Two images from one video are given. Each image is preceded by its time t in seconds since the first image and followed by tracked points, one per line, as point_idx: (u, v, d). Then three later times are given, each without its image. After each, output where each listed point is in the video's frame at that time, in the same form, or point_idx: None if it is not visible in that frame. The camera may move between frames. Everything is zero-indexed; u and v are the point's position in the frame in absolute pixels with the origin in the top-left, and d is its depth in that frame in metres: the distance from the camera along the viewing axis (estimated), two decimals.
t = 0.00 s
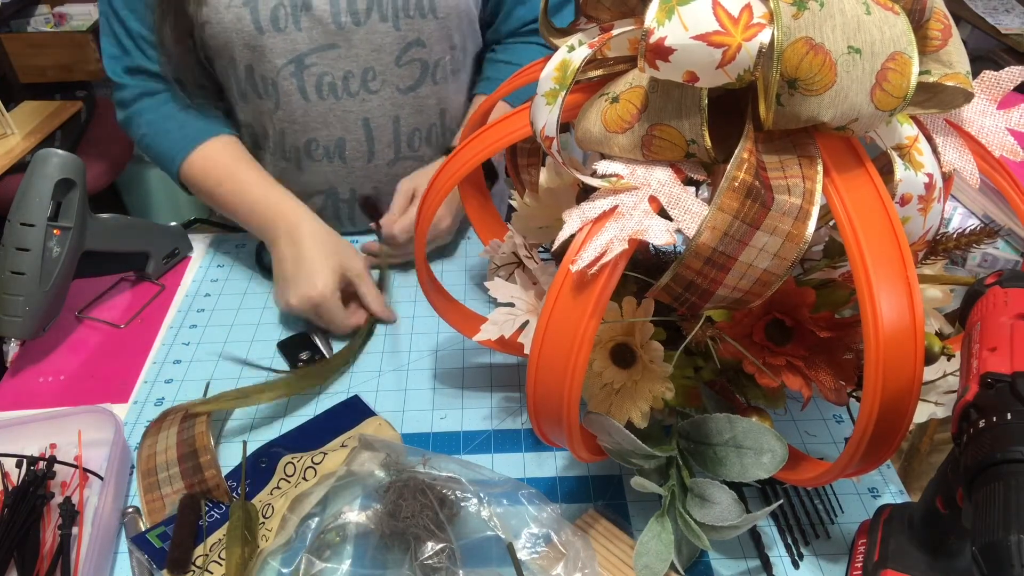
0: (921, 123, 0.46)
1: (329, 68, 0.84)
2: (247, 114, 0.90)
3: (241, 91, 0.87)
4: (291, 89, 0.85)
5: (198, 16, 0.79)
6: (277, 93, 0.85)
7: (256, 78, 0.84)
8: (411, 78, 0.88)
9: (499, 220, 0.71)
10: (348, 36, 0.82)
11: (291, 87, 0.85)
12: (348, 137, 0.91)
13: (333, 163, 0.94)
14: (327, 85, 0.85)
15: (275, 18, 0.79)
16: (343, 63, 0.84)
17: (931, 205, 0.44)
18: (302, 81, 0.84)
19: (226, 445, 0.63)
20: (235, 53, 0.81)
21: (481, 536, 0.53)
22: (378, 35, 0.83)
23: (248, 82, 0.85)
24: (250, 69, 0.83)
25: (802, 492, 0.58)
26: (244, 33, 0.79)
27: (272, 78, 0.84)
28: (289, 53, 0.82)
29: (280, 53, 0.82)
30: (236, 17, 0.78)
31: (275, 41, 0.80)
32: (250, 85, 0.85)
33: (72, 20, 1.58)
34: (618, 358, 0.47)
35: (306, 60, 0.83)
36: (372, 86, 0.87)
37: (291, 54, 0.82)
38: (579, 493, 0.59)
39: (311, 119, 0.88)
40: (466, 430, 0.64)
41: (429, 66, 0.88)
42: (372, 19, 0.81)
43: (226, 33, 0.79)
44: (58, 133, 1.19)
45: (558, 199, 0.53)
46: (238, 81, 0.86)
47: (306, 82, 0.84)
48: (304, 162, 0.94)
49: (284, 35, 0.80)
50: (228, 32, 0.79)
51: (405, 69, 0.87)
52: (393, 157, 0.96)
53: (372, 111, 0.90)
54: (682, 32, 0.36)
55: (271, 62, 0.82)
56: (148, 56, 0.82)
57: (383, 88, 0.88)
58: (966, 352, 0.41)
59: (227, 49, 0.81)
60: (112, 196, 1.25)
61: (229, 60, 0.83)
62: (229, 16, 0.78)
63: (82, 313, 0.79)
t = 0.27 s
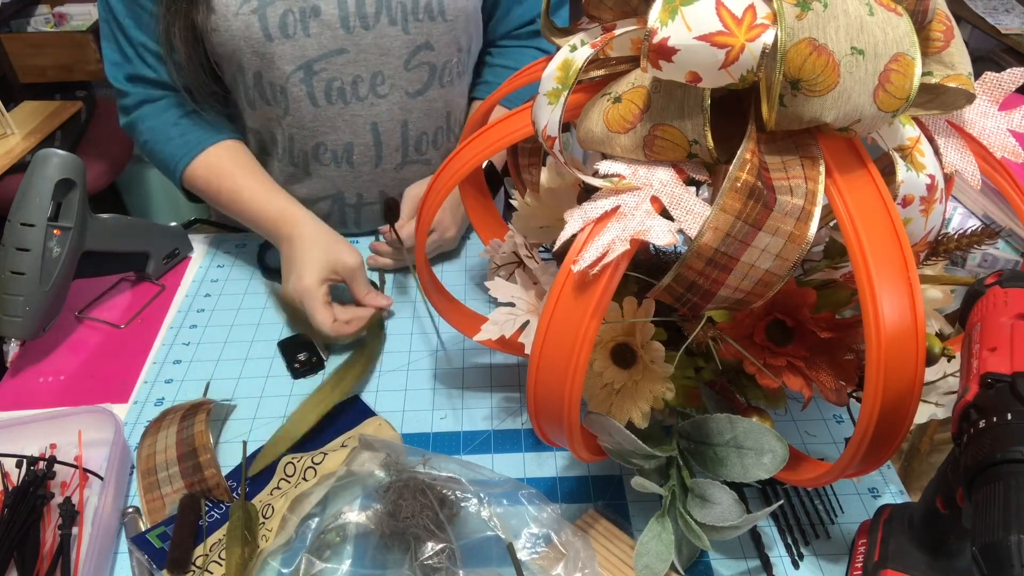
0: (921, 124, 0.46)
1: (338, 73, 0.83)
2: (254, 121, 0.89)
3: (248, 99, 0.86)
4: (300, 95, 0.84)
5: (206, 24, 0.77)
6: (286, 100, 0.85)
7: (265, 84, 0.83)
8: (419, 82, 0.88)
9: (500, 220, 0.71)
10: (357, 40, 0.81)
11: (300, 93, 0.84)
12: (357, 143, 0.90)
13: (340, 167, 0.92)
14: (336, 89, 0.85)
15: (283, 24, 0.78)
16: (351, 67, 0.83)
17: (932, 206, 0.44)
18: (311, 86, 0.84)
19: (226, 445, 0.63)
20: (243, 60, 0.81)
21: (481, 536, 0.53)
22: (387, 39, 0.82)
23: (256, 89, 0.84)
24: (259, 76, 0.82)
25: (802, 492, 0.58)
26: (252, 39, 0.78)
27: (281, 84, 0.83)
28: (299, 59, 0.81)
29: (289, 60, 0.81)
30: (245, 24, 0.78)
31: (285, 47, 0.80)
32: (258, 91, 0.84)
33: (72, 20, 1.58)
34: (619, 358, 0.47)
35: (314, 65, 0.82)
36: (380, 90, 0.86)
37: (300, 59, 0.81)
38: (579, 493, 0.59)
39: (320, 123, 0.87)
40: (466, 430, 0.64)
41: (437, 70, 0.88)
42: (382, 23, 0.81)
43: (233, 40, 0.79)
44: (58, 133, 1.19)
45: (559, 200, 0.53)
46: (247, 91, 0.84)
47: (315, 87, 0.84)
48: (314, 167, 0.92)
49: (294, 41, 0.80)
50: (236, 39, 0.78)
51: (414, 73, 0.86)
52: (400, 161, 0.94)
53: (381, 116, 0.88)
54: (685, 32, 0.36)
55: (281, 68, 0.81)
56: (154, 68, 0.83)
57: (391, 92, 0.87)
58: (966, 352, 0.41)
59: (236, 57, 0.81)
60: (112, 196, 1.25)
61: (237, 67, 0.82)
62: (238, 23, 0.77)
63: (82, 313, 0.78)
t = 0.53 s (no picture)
0: (921, 123, 0.46)
1: (330, 67, 0.78)
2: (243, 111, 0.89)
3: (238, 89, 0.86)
4: (292, 90, 0.79)
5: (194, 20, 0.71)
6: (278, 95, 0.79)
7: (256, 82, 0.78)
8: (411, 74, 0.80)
9: (500, 220, 0.71)
10: (347, 33, 0.76)
11: (292, 89, 0.79)
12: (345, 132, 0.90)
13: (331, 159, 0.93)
14: (329, 84, 0.79)
15: (273, 18, 0.75)
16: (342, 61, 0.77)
17: (932, 206, 0.44)
18: (304, 81, 0.79)
19: (226, 445, 0.63)
20: (234, 55, 0.75)
21: (481, 536, 0.53)
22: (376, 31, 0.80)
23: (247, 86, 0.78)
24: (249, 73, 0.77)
25: (802, 492, 0.58)
26: (243, 34, 0.74)
27: (273, 79, 0.78)
28: (289, 53, 0.78)
29: (280, 53, 0.77)
30: (235, 20, 0.73)
31: (276, 41, 0.76)
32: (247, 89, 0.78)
33: (72, 20, 1.58)
34: (619, 358, 0.47)
35: (305, 59, 0.78)
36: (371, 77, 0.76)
37: (291, 54, 0.78)
38: (579, 493, 0.59)
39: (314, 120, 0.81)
40: (466, 431, 0.64)
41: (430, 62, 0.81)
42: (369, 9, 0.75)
43: (225, 36, 0.74)
44: (58, 134, 1.19)
45: (559, 199, 0.53)
46: (238, 83, 0.78)
47: (307, 82, 0.79)
48: (308, 164, 0.82)
49: (284, 35, 0.77)
50: (228, 35, 0.74)
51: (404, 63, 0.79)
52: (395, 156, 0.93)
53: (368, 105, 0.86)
54: (684, 32, 0.36)
55: (272, 63, 0.77)
56: (138, 61, 0.79)
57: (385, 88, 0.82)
58: (966, 352, 0.41)
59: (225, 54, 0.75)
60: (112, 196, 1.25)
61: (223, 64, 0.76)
62: (228, 18, 0.73)
63: (83, 313, 0.79)
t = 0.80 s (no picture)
0: (921, 124, 0.46)
1: (304, 49, 0.84)
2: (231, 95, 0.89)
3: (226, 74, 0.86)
4: (267, 71, 0.84)
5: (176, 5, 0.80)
6: (255, 76, 0.85)
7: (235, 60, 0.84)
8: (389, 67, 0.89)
9: (499, 220, 0.71)
10: (321, 16, 0.82)
11: (268, 70, 0.84)
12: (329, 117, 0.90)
13: (317, 146, 0.93)
14: (303, 66, 0.85)
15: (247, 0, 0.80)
16: (317, 43, 0.84)
17: (932, 206, 0.44)
18: (278, 63, 0.84)
19: (226, 445, 0.63)
20: (213, 37, 0.82)
21: (481, 536, 0.53)
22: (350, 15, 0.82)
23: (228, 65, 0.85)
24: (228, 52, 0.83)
25: (802, 492, 0.58)
26: (218, 16, 0.80)
27: (248, 60, 0.83)
28: (264, 35, 0.82)
29: (254, 35, 0.82)
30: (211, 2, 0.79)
31: (248, 23, 0.81)
32: (230, 68, 0.85)
33: (72, 19, 1.58)
34: (619, 358, 0.47)
35: (280, 41, 0.83)
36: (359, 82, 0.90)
37: (265, 36, 0.82)
38: (579, 493, 0.59)
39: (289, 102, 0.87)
40: (466, 430, 0.64)
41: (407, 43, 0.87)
42: None
43: (202, 18, 0.81)
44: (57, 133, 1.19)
45: (559, 200, 0.53)
46: (221, 64, 0.85)
47: (282, 63, 0.84)
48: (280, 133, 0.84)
49: (257, 17, 0.81)
50: (205, 16, 0.80)
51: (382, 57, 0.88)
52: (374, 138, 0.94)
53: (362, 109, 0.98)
54: (684, 32, 0.36)
55: (246, 44, 0.82)
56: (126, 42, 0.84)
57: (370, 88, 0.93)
58: (966, 352, 0.41)
59: (206, 33, 0.82)
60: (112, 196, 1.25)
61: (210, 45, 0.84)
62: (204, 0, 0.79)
63: (82, 313, 0.78)
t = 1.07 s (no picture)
0: (921, 123, 0.46)
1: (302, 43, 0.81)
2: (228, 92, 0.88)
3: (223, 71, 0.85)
4: (265, 66, 0.83)
5: None
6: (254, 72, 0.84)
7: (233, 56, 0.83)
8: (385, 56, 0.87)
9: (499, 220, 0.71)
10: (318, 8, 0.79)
11: (266, 65, 0.83)
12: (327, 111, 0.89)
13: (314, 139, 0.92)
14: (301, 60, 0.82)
15: None
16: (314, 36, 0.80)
17: (931, 206, 0.44)
18: (277, 57, 0.83)
19: (226, 445, 0.63)
20: (211, 34, 0.82)
21: (481, 536, 0.53)
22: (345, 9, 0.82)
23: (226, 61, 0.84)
24: (227, 48, 0.83)
25: (802, 492, 0.58)
26: (217, 12, 0.81)
27: (247, 55, 0.83)
28: (262, 30, 0.82)
29: (253, 30, 0.82)
30: None
31: (246, 19, 0.81)
32: (228, 64, 0.84)
33: (72, 20, 1.58)
34: (619, 358, 0.47)
35: (278, 36, 0.81)
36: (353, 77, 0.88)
37: (263, 31, 0.82)
38: (579, 493, 0.59)
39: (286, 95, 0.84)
40: (466, 430, 0.64)
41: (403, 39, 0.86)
42: None
43: (200, 15, 0.81)
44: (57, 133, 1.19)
45: (559, 199, 0.53)
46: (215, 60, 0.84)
47: (280, 58, 0.83)
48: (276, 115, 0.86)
49: (255, 13, 0.82)
50: (203, 13, 0.81)
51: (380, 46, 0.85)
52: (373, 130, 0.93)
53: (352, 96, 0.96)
54: (684, 32, 0.36)
55: (244, 39, 0.82)
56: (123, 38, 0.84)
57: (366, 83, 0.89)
58: (966, 352, 0.41)
59: (204, 30, 0.82)
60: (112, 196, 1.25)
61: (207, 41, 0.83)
62: None
63: (82, 313, 0.79)
